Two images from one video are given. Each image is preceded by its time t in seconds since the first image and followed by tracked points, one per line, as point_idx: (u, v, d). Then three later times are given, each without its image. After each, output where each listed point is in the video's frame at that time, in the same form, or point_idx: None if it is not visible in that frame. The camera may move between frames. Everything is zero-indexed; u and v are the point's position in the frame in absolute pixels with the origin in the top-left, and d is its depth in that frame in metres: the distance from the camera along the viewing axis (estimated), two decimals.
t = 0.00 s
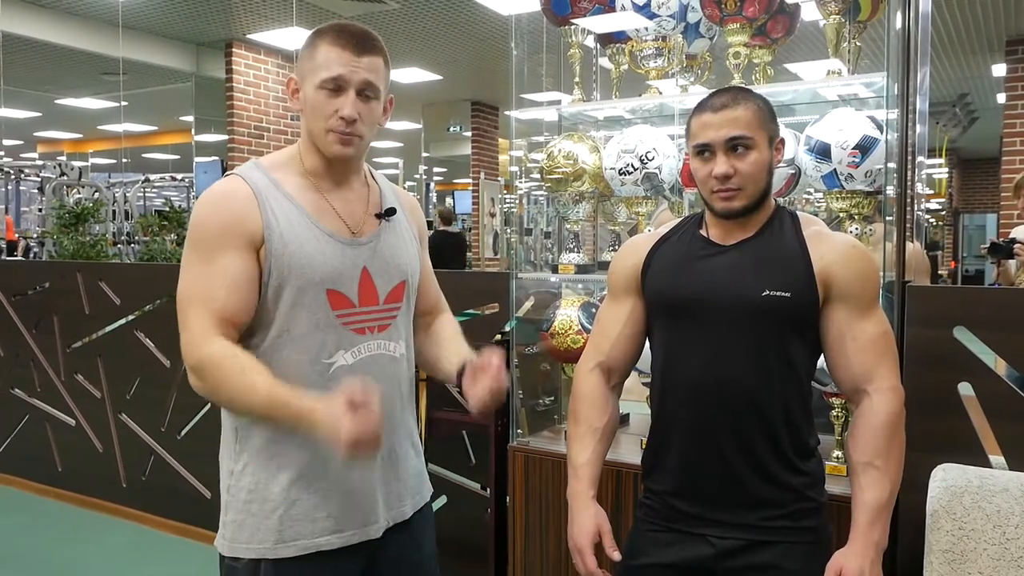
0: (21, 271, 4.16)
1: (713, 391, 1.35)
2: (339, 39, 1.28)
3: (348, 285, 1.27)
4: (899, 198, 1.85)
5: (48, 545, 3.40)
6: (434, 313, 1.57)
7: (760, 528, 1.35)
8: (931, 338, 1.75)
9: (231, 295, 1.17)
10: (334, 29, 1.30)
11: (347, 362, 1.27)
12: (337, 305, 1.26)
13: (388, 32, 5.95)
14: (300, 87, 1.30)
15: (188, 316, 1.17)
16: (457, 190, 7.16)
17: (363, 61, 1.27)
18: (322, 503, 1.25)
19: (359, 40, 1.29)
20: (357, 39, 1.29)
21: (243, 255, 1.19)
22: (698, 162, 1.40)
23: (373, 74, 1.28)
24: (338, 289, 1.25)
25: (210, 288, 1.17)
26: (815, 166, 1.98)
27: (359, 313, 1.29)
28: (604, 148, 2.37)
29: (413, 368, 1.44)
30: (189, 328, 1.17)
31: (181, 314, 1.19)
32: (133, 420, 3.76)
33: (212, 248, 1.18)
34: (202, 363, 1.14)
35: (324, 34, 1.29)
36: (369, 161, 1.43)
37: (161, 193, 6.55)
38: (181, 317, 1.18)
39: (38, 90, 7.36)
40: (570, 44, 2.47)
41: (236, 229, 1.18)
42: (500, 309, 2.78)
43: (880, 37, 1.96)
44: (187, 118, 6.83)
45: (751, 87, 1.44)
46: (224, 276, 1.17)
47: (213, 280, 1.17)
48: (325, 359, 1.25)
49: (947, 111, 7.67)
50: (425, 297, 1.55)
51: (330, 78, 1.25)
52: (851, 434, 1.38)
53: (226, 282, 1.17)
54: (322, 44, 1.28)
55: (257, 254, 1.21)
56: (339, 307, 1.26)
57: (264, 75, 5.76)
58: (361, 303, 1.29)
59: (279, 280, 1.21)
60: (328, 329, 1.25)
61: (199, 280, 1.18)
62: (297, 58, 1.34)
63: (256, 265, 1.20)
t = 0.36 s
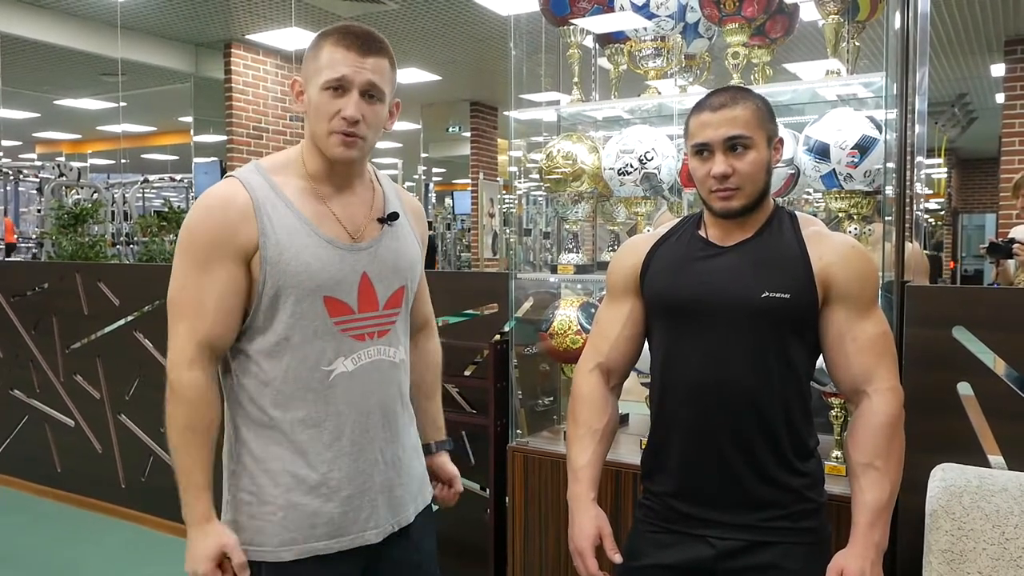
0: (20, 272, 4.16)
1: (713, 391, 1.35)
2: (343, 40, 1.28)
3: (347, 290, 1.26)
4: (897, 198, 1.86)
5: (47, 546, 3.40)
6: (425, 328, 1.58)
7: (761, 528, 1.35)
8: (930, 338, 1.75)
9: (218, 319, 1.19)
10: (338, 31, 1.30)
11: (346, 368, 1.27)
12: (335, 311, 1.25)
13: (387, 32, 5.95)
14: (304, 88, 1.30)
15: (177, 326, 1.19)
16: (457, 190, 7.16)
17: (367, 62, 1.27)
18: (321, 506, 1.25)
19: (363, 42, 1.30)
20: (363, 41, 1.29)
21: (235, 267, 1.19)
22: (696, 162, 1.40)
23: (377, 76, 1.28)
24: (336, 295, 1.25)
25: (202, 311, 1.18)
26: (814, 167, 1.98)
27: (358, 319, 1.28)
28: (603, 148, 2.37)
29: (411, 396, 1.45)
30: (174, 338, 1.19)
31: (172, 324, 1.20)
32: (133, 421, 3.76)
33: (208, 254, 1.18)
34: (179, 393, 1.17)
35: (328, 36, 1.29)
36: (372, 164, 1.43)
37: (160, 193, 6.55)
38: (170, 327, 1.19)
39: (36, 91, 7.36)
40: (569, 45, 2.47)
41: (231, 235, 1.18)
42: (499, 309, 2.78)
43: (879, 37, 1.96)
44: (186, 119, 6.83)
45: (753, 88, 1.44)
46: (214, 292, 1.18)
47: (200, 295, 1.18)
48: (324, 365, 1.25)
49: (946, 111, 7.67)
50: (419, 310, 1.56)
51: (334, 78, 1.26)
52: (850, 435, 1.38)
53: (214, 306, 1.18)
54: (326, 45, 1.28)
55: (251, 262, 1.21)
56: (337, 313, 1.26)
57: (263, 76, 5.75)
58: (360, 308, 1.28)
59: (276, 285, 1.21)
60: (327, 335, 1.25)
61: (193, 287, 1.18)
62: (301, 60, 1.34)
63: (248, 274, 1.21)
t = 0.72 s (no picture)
0: (20, 272, 4.16)
1: (714, 390, 1.35)
2: (340, 39, 1.28)
3: (349, 287, 1.26)
4: (897, 196, 1.85)
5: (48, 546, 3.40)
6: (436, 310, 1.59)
7: (761, 527, 1.35)
8: (931, 336, 1.75)
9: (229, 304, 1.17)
10: (336, 29, 1.30)
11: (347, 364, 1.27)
12: (337, 308, 1.25)
13: (387, 32, 5.95)
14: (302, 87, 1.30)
15: (190, 317, 1.17)
16: (456, 190, 7.16)
17: (364, 60, 1.27)
18: (321, 504, 1.25)
19: (361, 39, 1.30)
20: (359, 40, 1.29)
21: (243, 255, 1.18)
22: (696, 161, 1.40)
23: (374, 75, 1.28)
24: (338, 291, 1.25)
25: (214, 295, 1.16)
26: (813, 166, 1.98)
27: (358, 315, 1.28)
28: (603, 147, 2.37)
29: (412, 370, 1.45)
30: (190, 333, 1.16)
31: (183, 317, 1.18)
32: (133, 421, 3.76)
33: (211, 251, 1.18)
34: (209, 365, 1.13)
35: (325, 34, 1.29)
36: (369, 162, 1.43)
37: (160, 194, 6.55)
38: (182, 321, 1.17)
39: (36, 92, 7.36)
40: (569, 44, 2.46)
41: (236, 230, 1.18)
42: (500, 308, 2.78)
43: (878, 36, 1.96)
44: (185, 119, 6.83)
45: (750, 86, 1.44)
46: (225, 280, 1.17)
47: (213, 279, 1.17)
48: (326, 361, 1.25)
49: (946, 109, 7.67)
50: (429, 293, 1.58)
51: (332, 76, 1.26)
52: (851, 434, 1.38)
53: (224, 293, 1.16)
54: (323, 44, 1.28)
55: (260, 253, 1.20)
56: (339, 309, 1.26)
57: (263, 76, 5.74)
58: (361, 305, 1.28)
59: (278, 282, 1.21)
60: (329, 331, 1.25)
61: (200, 282, 1.18)
62: (300, 58, 1.34)
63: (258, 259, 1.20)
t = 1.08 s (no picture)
0: (20, 273, 4.15)
1: (714, 390, 1.35)
2: (345, 42, 1.28)
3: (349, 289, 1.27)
4: (897, 195, 1.86)
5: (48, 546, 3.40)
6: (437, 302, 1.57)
7: (761, 527, 1.35)
8: (932, 336, 1.75)
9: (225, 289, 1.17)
10: (345, 33, 1.29)
11: (348, 367, 1.27)
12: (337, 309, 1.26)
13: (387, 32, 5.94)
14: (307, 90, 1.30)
15: (188, 313, 1.17)
16: (456, 190, 7.16)
17: (373, 69, 1.27)
18: (322, 506, 1.25)
19: (371, 47, 1.29)
20: (368, 46, 1.29)
21: (245, 255, 1.18)
22: (697, 162, 1.40)
23: (381, 82, 1.28)
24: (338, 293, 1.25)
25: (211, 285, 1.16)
26: (813, 166, 1.98)
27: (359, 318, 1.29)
28: (603, 147, 2.37)
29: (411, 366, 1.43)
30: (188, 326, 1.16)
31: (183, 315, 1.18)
32: (133, 422, 3.76)
33: (213, 252, 1.18)
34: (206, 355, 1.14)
35: (332, 38, 1.29)
36: (371, 164, 1.43)
37: (160, 194, 6.54)
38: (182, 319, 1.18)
39: (36, 92, 7.36)
40: (568, 44, 2.46)
41: (237, 230, 1.18)
42: (500, 308, 2.78)
43: (878, 35, 1.96)
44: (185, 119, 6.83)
45: (753, 88, 1.44)
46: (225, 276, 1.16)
47: (216, 275, 1.17)
48: (327, 364, 1.25)
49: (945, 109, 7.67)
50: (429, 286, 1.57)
51: (337, 82, 1.26)
52: (854, 439, 1.38)
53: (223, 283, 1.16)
54: (330, 49, 1.27)
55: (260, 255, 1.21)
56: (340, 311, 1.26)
57: (262, 77, 5.74)
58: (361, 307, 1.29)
59: (279, 284, 1.21)
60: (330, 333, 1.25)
61: (201, 282, 1.18)
62: (306, 60, 1.33)
63: (259, 262, 1.20)
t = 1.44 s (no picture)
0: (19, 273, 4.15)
1: (715, 391, 1.35)
2: (345, 41, 1.28)
3: (351, 289, 1.26)
4: (896, 195, 1.85)
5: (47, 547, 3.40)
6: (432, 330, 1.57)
7: (761, 527, 1.35)
8: (931, 336, 1.75)
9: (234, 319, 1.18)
10: (338, 31, 1.30)
11: (350, 367, 1.27)
12: (339, 308, 1.25)
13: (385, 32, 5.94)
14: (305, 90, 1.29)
15: (188, 328, 1.17)
16: (455, 190, 7.15)
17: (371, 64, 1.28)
18: (322, 507, 1.25)
19: (366, 42, 1.30)
20: (365, 43, 1.29)
21: (247, 264, 1.19)
22: (695, 163, 1.40)
23: (381, 74, 1.30)
24: (340, 294, 1.25)
25: (218, 308, 1.17)
26: (812, 166, 1.98)
27: (361, 318, 1.28)
28: (602, 147, 2.37)
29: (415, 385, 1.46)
30: (187, 347, 1.17)
31: (180, 329, 1.18)
32: (132, 422, 3.76)
33: (213, 255, 1.16)
34: (193, 394, 1.16)
35: (327, 36, 1.29)
36: (373, 163, 1.43)
37: (159, 194, 6.54)
38: (180, 333, 1.18)
39: (35, 92, 7.36)
40: (567, 44, 2.46)
41: (239, 232, 1.18)
42: (499, 309, 2.78)
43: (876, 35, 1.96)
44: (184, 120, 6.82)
45: (751, 88, 1.44)
46: (227, 289, 1.17)
47: (212, 283, 1.17)
48: (328, 365, 1.25)
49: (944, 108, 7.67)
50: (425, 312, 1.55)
51: (341, 79, 1.26)
52: (858, 439, 1.38)
53: (226, 306, 1.17)
54: (326, 46, 1.27)
55: (259, 259, 1.20)
56: (342, 312, 1.26)
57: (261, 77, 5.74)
58: (363, 307, 1.28)
59: (280, 285, 1.21)
60: (332, 335, 1.25)
61: (199, 288, 1.17)
62: (299, 59, 1.33)
63: (256, 273, 1.20)
